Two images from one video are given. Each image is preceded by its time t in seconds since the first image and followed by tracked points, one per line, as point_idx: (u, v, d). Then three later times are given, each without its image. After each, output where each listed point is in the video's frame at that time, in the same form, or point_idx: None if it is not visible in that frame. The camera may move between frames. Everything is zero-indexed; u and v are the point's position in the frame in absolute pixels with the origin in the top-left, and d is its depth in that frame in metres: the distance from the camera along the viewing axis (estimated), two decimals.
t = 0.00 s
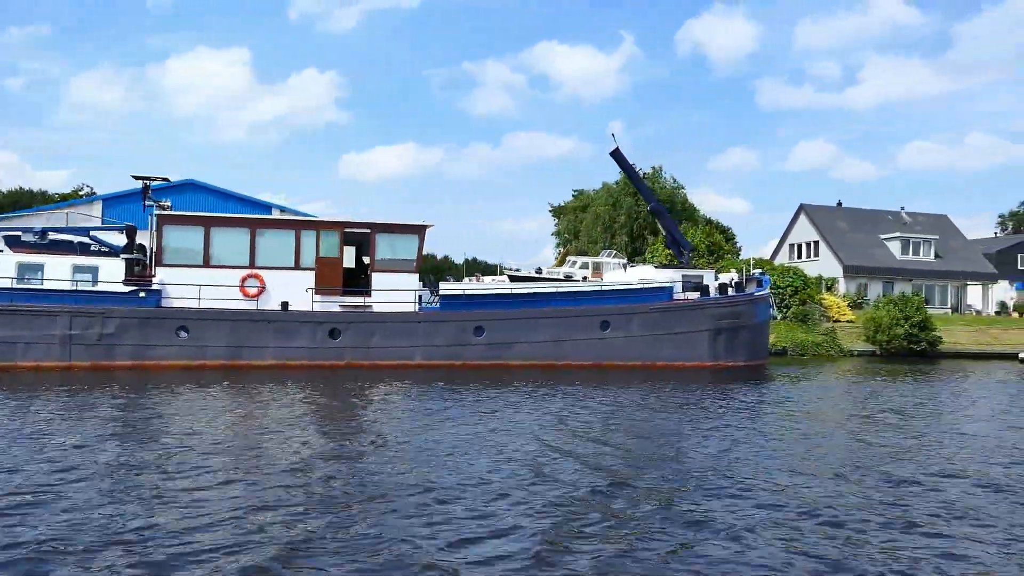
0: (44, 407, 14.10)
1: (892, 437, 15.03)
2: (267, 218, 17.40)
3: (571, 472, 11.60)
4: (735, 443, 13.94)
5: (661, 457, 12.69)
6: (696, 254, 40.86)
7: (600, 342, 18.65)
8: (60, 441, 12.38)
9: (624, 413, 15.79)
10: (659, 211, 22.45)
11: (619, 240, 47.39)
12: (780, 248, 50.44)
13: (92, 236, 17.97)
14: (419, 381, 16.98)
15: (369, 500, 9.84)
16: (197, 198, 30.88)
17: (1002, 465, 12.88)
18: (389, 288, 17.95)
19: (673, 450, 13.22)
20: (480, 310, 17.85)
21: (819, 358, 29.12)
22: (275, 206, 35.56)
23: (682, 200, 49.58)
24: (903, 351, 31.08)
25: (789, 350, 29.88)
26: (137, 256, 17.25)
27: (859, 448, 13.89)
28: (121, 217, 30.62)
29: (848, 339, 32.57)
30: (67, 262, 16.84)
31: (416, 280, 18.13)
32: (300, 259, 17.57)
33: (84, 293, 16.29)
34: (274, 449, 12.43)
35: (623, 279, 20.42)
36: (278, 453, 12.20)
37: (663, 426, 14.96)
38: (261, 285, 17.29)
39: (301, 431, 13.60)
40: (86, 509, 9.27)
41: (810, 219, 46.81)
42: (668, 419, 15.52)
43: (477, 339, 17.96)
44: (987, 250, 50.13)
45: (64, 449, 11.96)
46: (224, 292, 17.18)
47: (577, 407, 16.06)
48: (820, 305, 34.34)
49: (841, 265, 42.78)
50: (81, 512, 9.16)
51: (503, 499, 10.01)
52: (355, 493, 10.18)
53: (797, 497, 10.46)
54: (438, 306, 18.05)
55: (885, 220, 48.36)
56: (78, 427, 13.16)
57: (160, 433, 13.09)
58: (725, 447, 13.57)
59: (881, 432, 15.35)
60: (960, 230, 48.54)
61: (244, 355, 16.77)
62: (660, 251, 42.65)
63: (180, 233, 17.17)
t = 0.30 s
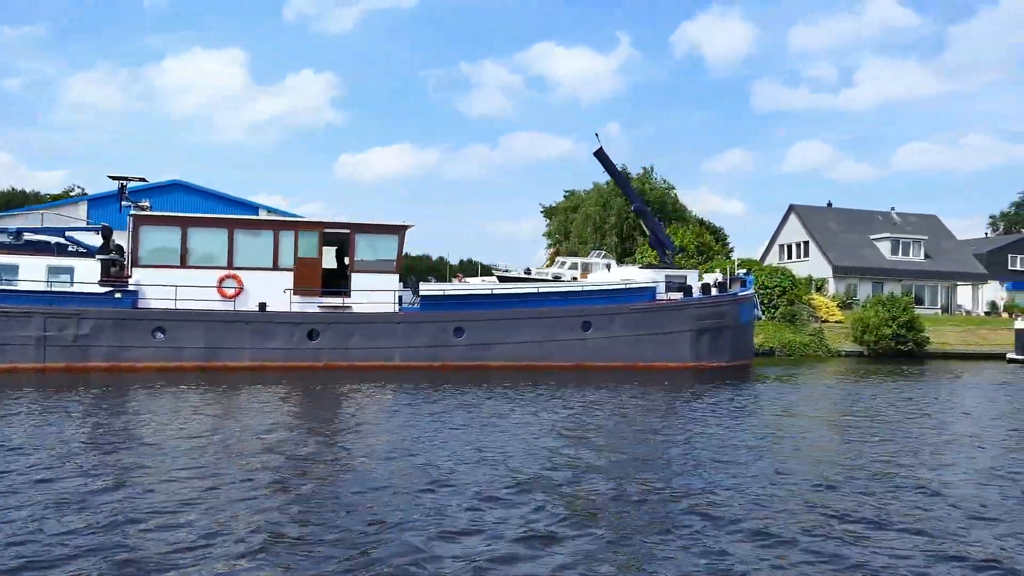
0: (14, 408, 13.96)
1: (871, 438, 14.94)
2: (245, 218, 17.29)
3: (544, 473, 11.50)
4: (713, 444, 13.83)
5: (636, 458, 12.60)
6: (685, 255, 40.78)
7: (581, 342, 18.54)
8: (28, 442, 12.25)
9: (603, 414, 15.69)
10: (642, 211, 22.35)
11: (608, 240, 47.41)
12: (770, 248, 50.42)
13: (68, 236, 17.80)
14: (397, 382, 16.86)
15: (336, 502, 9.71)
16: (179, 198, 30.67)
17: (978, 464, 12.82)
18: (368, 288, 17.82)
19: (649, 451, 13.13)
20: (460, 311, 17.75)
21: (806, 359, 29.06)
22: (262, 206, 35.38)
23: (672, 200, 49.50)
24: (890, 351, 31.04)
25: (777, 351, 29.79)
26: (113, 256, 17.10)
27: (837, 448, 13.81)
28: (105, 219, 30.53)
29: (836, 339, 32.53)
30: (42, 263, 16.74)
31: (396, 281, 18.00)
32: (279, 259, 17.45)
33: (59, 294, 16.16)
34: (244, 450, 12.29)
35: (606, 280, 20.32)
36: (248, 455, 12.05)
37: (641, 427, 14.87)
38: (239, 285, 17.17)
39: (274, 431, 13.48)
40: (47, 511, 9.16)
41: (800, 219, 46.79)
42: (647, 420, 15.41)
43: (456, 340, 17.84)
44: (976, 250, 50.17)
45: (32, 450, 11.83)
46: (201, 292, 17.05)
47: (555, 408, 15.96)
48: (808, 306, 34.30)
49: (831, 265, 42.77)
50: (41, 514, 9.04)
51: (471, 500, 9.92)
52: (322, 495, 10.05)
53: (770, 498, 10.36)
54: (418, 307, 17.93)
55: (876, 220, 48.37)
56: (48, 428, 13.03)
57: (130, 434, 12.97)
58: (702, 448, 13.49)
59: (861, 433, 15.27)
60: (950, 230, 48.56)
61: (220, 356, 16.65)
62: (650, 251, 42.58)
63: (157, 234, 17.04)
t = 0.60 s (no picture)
0: None
1: (848, 437, 14.86)
2: (219, 219, 17.11)
3: (512, 474, 11.38)
4: (688, 445, 13.70)
5: (608, 458, 12.50)
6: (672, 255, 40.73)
7: (559, 343, 18.42)
8: None
9: (578, 415, 15.59)
10: (623, 211, 22.25)
11: (596, 240, 47.50)
12: (758, 248, 50.42)
13: (39, 236, 17.61)
14: (372, 384, 16.72)
15: (296, 504, 9.55)
16: (160, 198, 30.47)
17: (952, 464, 12.74)
18: (344, 289, 17.66)
19: (621, 451, 13.03)
20: (436, 312, 17.62)
21: (790, 359, 29.02)
22: (246, 207, 35.19)
23: (660, 201, 49.45)
24: (875, 351, 31.01)
25: (761, 351, 29.71)
26: (84, 258, 16.91)
27: (812, 448, 13.71)
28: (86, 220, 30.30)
29: (821, 338, 32.50)
30: (14, 267, 16.49)
31: (372, 282, 17.85)
32: (253, 260, 17.30)
33: (28, 296, 16.01)
34: (210, 452, 12.12)
35: (586, 280, 20.20)
36: (213, 457, 11.88)
37: (616, 427, 14.77)
38: (212, 286, 17.00)
39: (243, 433, 13.34)
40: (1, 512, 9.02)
41: (787, 219, 46.78)
42: (622, 420, 15.32)
43: (433, 342, 17.71)
44: (964, 249, 50.22)
45: None
46: (173, 294, 16.88)
47: (531, 409, 15.85)
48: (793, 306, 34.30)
49: (818, 265, 42.77)
50: None
51: (435, 501, 9.80)
52: (283, 497, 9.89)
53: (738, 498, 10.24)
54: (394, 308, 17.80)
55: (863, 220, 48.41)
56: (12, 430, 12.88)
57: (97, 435, 12.82)
58: (676, 448, 13.39)
59: (838, 433, 15.19)
60: (937, 229, 48.60)
61: (193, 359, 16.51)
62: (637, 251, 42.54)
63: (128, 235, 16.79)
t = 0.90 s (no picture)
0: None
1: (825, 437, 14.80)
2: (193, 219, 16.93)
3: (481, 473, 11.29)
4: (663, 445, 13.60)
5: (580, 459, 12.41)
6: (658, 255, 40.66)
7: (537, 343, 18.30)
8: None
9: (553, 416, 15.51)
10: (604, 212, 22.15)
11: (583, 241, 47.47)
12: (745, 249, 50.42)
13: (11, 237, 17.48)
14: (347, 386, 16.58)
15: (257, 501, 9.45)
16: (142, 199, 30.31)
17: (926, 463, 12.68)
18: (321, 290, 17.50)
19: (593, 451, 12.95)
20: (413, 313, 17.52)
21: (774, 360, 29.00)
22: (229, 208, 34.87)
23: (648, 201, 49.34)
24: (860, 351, 31.02)
25: (745, 352, 29.70)
26: (56, 259, 16.80)
27: (787, 447, 13.63)
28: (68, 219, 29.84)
29: (806, 339, 32.50)
30: None
31: (348, 283, 17.67)
32: (227, 261, 17.15)
33: None
34: (177, 452, 11.97)
35: (566, 280, 20.11)
36: (178, 456, 11.73)
37: (591, 428, 14.68)
38: (186, 288, 16.86)
39: (212, 433, 13.22)
40: None
41: (774, 219, 46.81)
42: (598, 421, 15.24)
43: (410, 343, 17.60)
44: (950, 249, 50.34)
45: None
46: (146, 295, 16.74)
47: (507, 410, 15.76)
48: (778, 306, 34.31)
49: (804, 265, 42.80)
50: None
51: (398, 499, 9.71)
52: (245, 494, 9.78)
53: (706, 496, 10.19)
54: (371, 309, 17.66)
55: (850, 220, 48.48)
56: None
57: (63, 434, 12.69)
58: (649, 449, 13.31)
59: (814, 433, 15.12)
60: (923, 230, 48.69)
61: (165, 361, 16.37)
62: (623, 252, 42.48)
63: (100, 236, 16.70)
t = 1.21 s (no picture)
0: None
1: (798, 437, 14.75)
2: (166, 219, 16.82)
3: (447, 473, 11.18)
4: (634, 445, 13.50)
5: (549, 459, 12.31)
6: (642, 256, 40.59)
7: (514, 344, 18.20)
8: None
9: (527, 416, 15.41)
10: (583, 212, 22.07)
11: (569, 241, 47.37)
12: (731, 249, 50.46)
13: None
14: (320, 387, 16.43)
15: (215, 502, 9.33)
16: (121, 199, 30.01)
17: (896, 463, 12.63)
18: (295, 290, 17.35)
19: (563, 452, 12.85)
20: (388, 313, 17.39)
21: (755, 360, 29.01)
22: (210, 208, 34.60)
23: (633, 201, 49.30)
24: (842, 351, 31.05)
25: (727, 352, 29.68)
26: (25, 258, 16.64)
27: (759, 447, 13.56)
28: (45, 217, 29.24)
29: (788, 339, 32.53)
30: None
31: (322, 282, 17.54)
32: (199, 261, 16.99)
33: None
34: (139, 452, 11.79)
35: (544, 281, 20.03)
36: (140, 456, 11.59)
37: (563, 428, 14.59)
38: (156, 288, 16.71)
39: (178, 433, 13.07)
40: None
41: (759, 220, 46.87)
42: (571, 421, 15.15)
43: (384, 344, 17.46)
44: (934, 250, 50.49)
45: None
46: (116, 296, 16.58)
47: (480, 410, 15.65)
48: (761, 307, 34.36)
49: (789, 266, 42.87)
50: None
51: (359, 499, 9.60)
52: (204, 495, 9.67)
53: (670, 496, 10.11)
54: (345, 309, 17.51)
55: (834, 221, 48.60)
56: None
57: (26, 435, 12.53)
58: (620, 448, 13.22)
59: (788, 433, 15.07)
60: (907, 231, 48.86)
61: (135, 362, 16.19)
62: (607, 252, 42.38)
63: (70, 235, 16.56)
